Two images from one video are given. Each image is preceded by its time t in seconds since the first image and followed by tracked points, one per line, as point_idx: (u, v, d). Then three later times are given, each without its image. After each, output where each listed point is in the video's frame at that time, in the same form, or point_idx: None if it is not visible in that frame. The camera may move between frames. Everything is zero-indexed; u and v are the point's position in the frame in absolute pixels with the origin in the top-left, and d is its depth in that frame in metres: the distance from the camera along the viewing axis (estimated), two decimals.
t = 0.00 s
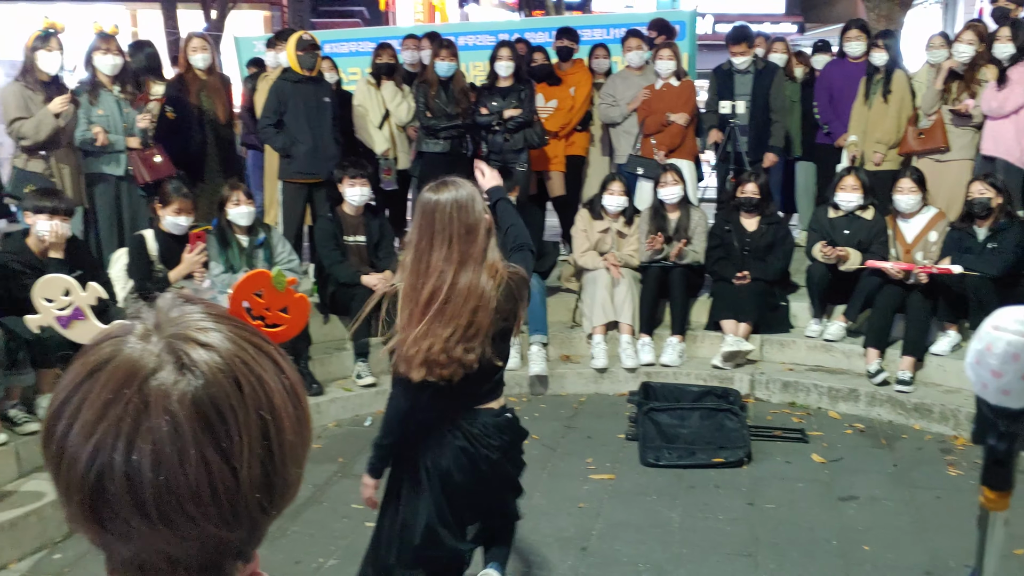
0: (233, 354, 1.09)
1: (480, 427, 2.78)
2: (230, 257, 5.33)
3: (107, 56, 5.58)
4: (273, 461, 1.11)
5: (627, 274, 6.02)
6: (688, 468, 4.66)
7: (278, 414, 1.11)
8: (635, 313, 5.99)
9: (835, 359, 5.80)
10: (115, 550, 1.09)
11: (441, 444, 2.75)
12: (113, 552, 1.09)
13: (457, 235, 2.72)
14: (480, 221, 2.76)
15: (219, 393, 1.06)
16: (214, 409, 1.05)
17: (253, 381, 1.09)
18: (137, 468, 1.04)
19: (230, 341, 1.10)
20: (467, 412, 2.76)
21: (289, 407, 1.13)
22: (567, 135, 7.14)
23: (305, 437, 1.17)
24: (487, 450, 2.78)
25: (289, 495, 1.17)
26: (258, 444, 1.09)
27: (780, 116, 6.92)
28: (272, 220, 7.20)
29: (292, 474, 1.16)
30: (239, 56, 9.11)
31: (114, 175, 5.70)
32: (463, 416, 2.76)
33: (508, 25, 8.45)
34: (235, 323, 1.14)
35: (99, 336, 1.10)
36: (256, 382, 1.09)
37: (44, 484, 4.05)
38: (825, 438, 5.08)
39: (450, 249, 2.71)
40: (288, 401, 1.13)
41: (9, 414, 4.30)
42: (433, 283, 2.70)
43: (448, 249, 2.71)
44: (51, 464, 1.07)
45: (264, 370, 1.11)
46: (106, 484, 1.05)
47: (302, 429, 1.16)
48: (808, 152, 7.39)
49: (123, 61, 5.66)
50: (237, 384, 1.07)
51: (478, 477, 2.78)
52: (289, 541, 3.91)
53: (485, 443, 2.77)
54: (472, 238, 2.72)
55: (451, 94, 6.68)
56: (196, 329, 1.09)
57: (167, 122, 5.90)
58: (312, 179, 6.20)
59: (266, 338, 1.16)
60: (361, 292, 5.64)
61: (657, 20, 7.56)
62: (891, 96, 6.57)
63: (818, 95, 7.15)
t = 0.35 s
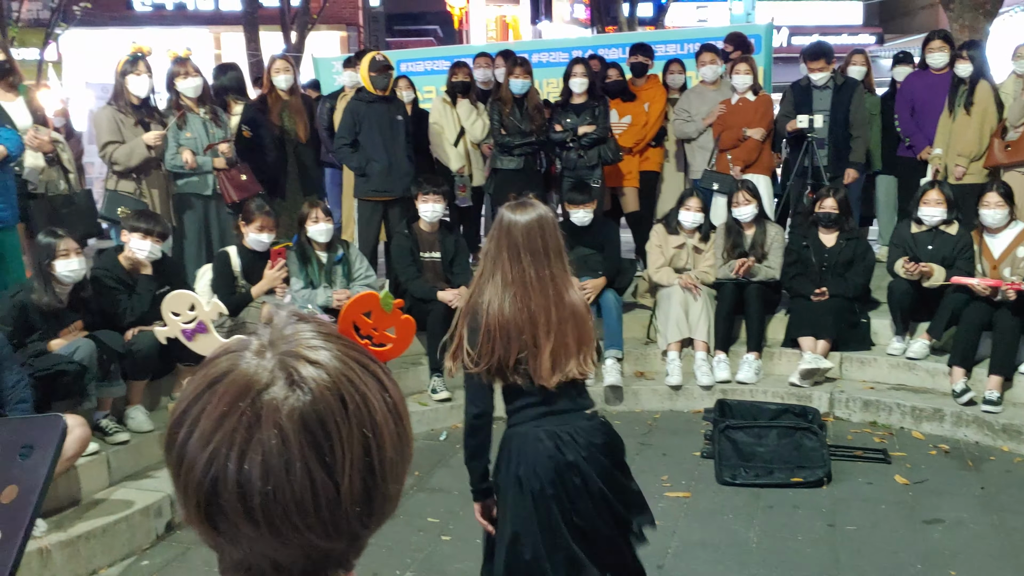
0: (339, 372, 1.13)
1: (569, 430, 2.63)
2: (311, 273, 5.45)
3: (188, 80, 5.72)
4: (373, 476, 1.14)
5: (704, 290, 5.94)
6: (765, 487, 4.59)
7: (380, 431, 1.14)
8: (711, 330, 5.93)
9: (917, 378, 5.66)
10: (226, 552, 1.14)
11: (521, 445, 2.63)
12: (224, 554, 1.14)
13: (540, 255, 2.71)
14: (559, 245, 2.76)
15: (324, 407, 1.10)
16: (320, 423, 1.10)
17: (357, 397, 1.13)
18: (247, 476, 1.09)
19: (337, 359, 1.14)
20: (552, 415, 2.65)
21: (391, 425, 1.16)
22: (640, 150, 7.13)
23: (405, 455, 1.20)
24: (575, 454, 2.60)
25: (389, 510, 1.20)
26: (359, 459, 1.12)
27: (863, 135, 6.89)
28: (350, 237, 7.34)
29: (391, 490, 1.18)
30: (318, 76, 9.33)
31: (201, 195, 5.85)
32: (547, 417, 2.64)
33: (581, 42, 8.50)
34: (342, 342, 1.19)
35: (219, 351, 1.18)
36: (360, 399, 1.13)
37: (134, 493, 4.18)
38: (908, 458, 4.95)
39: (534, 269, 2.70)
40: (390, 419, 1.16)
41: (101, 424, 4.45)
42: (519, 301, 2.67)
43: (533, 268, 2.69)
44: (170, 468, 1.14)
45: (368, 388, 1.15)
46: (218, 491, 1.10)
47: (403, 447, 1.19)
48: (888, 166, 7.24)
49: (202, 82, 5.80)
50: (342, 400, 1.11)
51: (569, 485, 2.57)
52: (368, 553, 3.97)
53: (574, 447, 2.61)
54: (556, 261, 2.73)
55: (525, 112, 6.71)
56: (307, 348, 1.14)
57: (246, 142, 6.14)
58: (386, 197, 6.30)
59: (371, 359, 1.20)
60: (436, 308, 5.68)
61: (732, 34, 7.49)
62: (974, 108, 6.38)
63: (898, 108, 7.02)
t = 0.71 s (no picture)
0: (370, 377, 1.15)
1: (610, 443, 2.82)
2: (339, 281, 5.48)
3: (227, 88, 5.84)
4: (397, 480, 1.13)
5: (733, 299, 5.93)
6: (794, 498, 4.54)
7: (406, 436, 1.14)
8: (740, 339, 5.91)
9: (950, 389, 5.59)
10: (251, 546, 1.15)
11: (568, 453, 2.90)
12: (248, 548, 1.15)
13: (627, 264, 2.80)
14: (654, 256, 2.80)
15: (352, 407, 1.11)
16: (346, 421, 1.11)
17: (385, 401, 1.13)
18: (272, 469, 1.10)
19: (370, 365, 1.16)
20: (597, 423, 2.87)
21: (419, 432, 1.16)
22: (670, 159, 7.11)
23: (434, 465, 1.19)
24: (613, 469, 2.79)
25: (414, 519, 1.19)
26: (383, 461, 1.12)
27: (893, 145, 6.81)
28: (378, 245, 7.37)
29: (416, 498, 1.17)
30: (347, 86, 9.39)
31: (233, 204, 5.91)
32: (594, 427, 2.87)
33: (610, 51, 8.51)
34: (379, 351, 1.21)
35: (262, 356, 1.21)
36: (388, 403, 1.14)
37: (164, 499, 4.22)
38: (941, 471, 4.88)
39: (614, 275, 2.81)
40: (419, 427, 1.16)
41: (133, 431, 4.51)
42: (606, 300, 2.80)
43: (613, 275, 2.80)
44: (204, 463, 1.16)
45: (399, 394, 1.15)
46: (246, 484, 1.11)
47: (431, 456, 1.18)
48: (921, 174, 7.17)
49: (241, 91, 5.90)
50: (369, 402, 1.12)
51: (605, 496, 2.78)
52: (396, 561, 3.98)
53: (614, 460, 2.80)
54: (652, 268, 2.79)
55: (554, 121, 6.74)
56: (343, 353, 1.17)
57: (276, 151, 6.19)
58: (414, 206, 6.35)
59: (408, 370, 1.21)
60: (463, 317, 5.68)
61: (760, 42, 7.50)
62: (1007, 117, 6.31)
63: (931, 115, 6.95)
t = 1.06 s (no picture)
0: (311, 378, 1.09)
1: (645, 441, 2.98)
2: (336, 281, 5.49)
3: (226, 88, 5.89)
4: (312, 491, 1.07)
5: (729, 297, 5.92)
6: (790, 497, 4.56)
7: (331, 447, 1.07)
8: (735, 338, 5.88)
9: (945, 388, 5.61)
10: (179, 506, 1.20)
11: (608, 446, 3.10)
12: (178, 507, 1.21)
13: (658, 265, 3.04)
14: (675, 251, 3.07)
15: (271, 409, 1.07)
16: (262, 419, 1.07)
17: (315, 406, 1.08)
18: (175, 444, 1.13)
19: (321, 365, 1.11)
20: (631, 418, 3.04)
21: (351, 445, 1.09)
22: (665, 159, 7.13)
23: (368, 481, 1.11)
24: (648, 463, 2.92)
25: (301, 543, 1.10)
26: (296, 470, 1.06)
27: (888, 145, 6.84)
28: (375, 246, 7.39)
29: (341, 512, 1.11)
30: (344, 87, 9.39)
31: (229, 205, 5.93)
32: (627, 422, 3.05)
33: (607, 51, 8.53)
34: (341, 352, 1.14)
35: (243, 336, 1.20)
36: (315, 408, 1.08)
37: (162, 499, 4.24)
38: (935, 469, 4.90)
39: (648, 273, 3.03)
40: (350, 439, 1.09)
41: (130, 431, 4.49)
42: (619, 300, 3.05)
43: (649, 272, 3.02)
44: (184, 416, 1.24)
45: (335, 400, 1.09)
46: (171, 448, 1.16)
47: (365, 471, 1.11)
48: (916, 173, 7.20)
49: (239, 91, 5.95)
50: (295, 405, 1.07)
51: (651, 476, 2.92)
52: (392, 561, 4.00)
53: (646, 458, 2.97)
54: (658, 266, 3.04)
55: (550, 121, 6.74)
56: (286, 355, 1.11)
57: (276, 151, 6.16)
58: (411, 207, 6.35)
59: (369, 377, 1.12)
60: (461, 316, 5.69)
61: (755, 42, 7.41)
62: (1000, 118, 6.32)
63: (925, 115, 6.96)
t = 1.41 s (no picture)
0: (243, 384, 1.10)
1: (728, 444, 2.86)
2: (332, 278, 5.49)
3: (218, 86, 5.82)
4: (238, 498, 1.08)
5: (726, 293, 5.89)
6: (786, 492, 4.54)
7: (256, 455, 1.08)
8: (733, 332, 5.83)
9: (941, 383, 5.62)
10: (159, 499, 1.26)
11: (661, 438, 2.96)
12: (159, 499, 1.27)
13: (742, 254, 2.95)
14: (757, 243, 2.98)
15: (201, 411, 1.10)
16: (192, 426, 1.10)
17: (242, 413, 1.09)
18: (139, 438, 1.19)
19: (257, 371, 1.11)
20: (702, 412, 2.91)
21: (279, 452, 1.08)
22: (662, 155, 7.11)
23: (303, 487, 1.10)
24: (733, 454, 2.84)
25: (231, 546, 1.11)
26: (219, 478, 1.07)
27: (884, 140, 6.84)
28: (371, 243, 7.39)
29: (276, 519, 1.10)
30: (340, 83, 9.38)
31: (223, 202, 5.92)
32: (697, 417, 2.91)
33: (603, 47, 8.52)
34: (282, 354, 1.14)
35: (209, 335, 1.24)
36: (243, 415, 1.09)
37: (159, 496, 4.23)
38: (931, 464, 4.91)
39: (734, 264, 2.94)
40: (278, 446, 1.08)
41: (126, 428, 4.49)
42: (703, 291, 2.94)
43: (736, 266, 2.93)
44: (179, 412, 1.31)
45: (264, 407, 1.09)
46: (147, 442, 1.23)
47: (298, 478, 1.10)
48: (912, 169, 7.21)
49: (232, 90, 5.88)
50: (223, 412, 1.09)
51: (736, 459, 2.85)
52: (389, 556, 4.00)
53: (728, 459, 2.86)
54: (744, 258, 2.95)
55: (546, 117, 6.73)
56: (232, 357, 1.14)
57: (278, 148, 6.29)
58: (406, 202, 6.35)
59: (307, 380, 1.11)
60: (457, 312, 5.68)
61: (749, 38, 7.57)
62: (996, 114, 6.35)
63: (920, 111, 6.98)
